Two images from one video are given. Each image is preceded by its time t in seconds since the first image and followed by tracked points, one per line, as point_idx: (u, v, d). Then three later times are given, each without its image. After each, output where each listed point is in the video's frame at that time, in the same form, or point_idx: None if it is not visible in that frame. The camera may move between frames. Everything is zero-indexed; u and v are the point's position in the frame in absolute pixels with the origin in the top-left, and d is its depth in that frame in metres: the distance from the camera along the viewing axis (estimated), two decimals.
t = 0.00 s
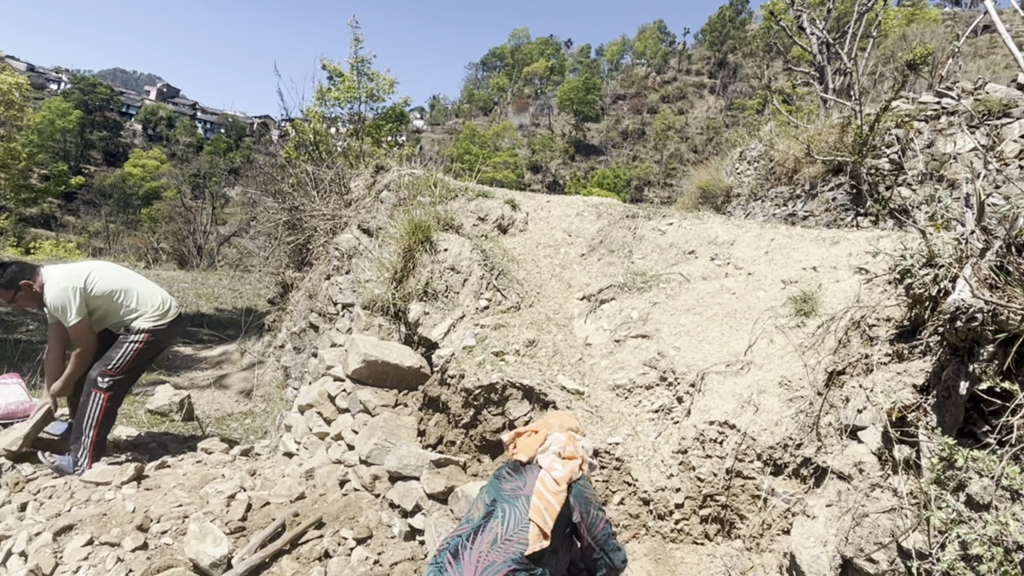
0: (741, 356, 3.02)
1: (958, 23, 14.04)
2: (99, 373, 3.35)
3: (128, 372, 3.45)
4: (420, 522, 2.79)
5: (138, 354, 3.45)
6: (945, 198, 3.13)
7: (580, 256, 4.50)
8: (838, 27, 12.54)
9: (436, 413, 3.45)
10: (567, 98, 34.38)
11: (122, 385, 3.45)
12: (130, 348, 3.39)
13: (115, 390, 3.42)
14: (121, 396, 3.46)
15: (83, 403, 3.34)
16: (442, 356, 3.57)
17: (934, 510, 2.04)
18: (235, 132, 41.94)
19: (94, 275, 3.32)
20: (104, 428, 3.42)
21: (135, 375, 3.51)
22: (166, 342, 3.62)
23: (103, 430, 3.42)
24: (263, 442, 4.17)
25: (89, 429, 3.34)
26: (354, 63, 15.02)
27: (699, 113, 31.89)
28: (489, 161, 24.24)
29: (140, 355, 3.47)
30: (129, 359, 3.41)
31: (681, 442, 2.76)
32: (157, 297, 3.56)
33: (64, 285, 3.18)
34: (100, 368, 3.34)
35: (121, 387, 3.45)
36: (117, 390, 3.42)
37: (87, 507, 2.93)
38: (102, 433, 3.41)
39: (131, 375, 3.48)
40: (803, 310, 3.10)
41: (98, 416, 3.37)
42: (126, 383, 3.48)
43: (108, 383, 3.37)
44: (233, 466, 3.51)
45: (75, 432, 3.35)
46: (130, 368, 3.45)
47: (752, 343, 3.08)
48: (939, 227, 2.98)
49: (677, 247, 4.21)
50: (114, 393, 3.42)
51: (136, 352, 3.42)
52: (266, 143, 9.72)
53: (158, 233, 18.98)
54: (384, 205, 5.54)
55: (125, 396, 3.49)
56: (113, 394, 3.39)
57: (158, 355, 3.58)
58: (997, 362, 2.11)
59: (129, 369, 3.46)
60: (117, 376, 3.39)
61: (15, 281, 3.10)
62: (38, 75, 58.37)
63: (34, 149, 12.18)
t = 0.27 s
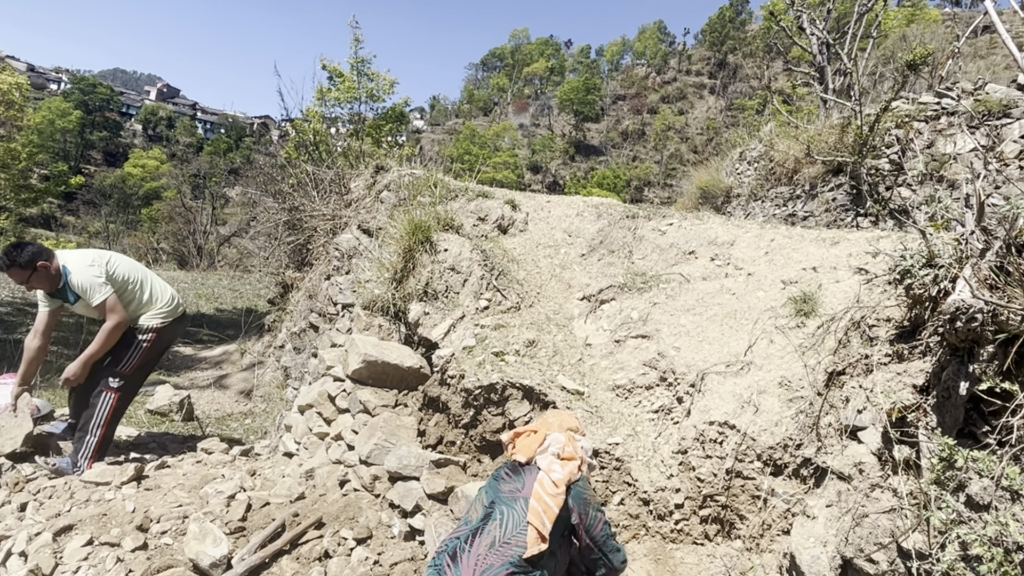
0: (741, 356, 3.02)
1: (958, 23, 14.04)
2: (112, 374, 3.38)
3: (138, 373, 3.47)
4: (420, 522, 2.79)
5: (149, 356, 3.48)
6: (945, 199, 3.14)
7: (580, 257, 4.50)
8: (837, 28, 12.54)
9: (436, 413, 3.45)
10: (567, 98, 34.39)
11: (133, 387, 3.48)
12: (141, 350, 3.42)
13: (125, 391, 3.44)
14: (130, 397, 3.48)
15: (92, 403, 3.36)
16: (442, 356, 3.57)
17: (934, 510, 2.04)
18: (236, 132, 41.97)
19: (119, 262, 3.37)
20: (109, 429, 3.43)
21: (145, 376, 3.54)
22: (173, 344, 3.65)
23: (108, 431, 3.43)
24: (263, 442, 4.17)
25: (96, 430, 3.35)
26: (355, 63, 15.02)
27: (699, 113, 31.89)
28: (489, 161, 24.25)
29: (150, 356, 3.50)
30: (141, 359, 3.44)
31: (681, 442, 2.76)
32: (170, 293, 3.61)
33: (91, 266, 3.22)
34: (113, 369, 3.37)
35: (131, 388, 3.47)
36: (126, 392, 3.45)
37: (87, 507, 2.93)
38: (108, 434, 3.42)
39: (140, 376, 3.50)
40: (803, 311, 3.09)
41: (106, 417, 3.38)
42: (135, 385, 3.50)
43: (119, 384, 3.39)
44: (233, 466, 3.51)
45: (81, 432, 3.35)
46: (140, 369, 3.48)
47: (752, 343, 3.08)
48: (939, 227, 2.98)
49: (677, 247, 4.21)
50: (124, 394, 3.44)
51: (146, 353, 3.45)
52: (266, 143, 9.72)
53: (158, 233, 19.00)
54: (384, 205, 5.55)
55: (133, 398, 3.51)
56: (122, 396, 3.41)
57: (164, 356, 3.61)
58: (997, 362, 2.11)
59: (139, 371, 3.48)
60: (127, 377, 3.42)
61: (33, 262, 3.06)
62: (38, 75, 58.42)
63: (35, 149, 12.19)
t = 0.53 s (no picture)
0: (741, 355, 3.02)
1: (958, 22, 14.02)
2: (105, 378, 3.42)
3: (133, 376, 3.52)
4: (420, 521, 2.79)
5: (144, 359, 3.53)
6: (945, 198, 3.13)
7: (580, 256, 4.50)
8: (838, 27, 12.52)
9: (436, 413, 3.45)
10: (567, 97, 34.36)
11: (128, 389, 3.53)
12: (135, 353, 3.46)
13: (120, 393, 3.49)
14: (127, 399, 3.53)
15: (88, 407, 3.42)
16: (442, 356, 3.57)
17: (934, 510, 2.04)
18: (235, 132, 41.95)
19: (133, 267, 3.40)
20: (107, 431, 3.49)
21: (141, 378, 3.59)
22: (169, 348, 3.69)
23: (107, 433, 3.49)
24: (263, 442, 4.17)
25: (93, 432, 3.41)
26: (354, 63, 14.99)
27: (699, 112, 31.86)
28: (489, 160, 24.23)
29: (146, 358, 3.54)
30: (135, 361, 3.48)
31: (681, 442, 2.76)
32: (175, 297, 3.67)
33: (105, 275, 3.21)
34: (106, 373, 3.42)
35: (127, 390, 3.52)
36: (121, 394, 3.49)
37: (87, 506, 2.93)
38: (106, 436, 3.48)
39: (135, 379, 3.55)
40: (803, 310, 3.09)
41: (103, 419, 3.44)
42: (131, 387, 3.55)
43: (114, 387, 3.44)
44: (233, 466, 3.50)
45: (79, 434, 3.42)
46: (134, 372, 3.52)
47: (752, 342, 3.07)
48: (939, 227, 2.98)
49: (677, 247, 4.20)
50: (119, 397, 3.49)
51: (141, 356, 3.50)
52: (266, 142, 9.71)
53: (158, 233, 18.99)
54: (384, 205, 5.54)
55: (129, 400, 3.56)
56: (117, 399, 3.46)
57: (161, 359, 3.66)
58: (997, 361, 2.11)
59: (134, 374, 3.53)
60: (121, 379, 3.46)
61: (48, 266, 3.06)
62: (38, 74, 58.38)
63: (34, 148, 12.18)
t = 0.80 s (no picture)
0: (741, 356, 3.02)
1: (958, 22, 14.02)
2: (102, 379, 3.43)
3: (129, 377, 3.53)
4: (420, 522, 2.79)
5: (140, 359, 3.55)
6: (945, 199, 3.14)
7: (580, 256, 4.50)
8: (837, 28, 12.53)
9: (436, 413, 3.45)
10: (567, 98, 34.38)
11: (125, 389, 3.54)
12: (131, 354, 3.48)
13: (117, 394, 3.50)
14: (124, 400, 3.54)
15: (84, 406, 3.42)
16: (442, 356, 3.57)
17: (934, 510, 2.04)
18: (235, 132, 41.98)
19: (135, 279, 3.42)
20: (104, 431, 3.48)
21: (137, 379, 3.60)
22: (164, 348, 3.72)
23: (105, 434, 3.49)
24: (263, 442, 4.17)
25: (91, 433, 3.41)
26: (354, 63, 14.98)
27: (699, 113, 31.88)
28: (489, 161, 24.24)
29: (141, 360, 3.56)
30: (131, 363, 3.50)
31: (681, 442, 2.76)
32: (176, 300, 3.70)
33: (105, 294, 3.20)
34: (102, 374, 3.42)
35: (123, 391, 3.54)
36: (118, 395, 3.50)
37: (87, 507, 2.93)
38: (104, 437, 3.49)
39: (131, 379, 3.57)
40: (803, 310, 3.09)
41: (100, 420, 3.44)
42: (127, 388, 3.56)
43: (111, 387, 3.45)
44: (233, 466, 3.50)
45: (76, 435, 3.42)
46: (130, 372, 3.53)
47: (752, 343, 3.08)
48: (939, 227, 2.98)
49: (677, 247, 4.21)
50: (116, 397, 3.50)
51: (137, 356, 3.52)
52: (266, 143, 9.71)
53: (158, 233, 19.00)
54: (384, 205, 5.54)
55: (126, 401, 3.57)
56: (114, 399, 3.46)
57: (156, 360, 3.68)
58: (997, 362, 2.11)
59: (130, 374, 3.54)
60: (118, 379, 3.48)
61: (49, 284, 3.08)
62: (38, 75, 58.42)
63: (35, 149, 12.19)
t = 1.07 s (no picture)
0: (741, 356, 3.02)
1: (958, 23, 14.02)
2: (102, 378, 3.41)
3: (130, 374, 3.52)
4: (420, 522, 2.79)
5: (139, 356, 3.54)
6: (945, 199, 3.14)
7: (580, 257, 4.50)
8: (837, 28, 12.54)
9: (436, 414, 3.45)
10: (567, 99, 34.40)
11: (126, 387, 3.53)
12: (130, 352, 3.46)
13: (119, 392, 3.49)
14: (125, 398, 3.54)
15: (87, 405, 3.43)
16: (442, 357, 3.58)
17: (934, 511, 2.04)
18: (235, 133, 42.02)
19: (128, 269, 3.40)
20: (107, 430, 3.49)
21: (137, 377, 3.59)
22: (161, 343, 3.70)
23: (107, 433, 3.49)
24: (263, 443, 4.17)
25: (94, 432, 3.41)
26: (355, 63, 14.98)
27: (699, 113, 31.89)
28: (489, 161, 24.26)
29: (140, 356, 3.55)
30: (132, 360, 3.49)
31: (681, 443, 2.76)
32: (168, 291, 3.68)
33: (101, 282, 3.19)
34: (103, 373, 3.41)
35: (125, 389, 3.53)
36: (120, 393, 3.50)
37: (87, 507, 2.93)
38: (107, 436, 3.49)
39: (132, 377, 3.56)
40: (803, 311, 3.09)
41: (102, 418, 3.44)
42: (128, 386, 3.55)
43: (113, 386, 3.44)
44: (233, 466, 3.50)
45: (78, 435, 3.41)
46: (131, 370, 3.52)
47: (752, 343, 3.08)
48: (938, 227, 2.98)
49: (677, 248, 4.21)
50: (119, 395, 3.50)
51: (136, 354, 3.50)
52: (266, 143, 9.71)
53: (158, 234, 19.00)
54: (384, 205, 5.55)
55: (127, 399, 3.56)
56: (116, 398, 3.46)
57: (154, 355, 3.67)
58: (997, 362, 2.11)
59: (130, 371, 3.53)
60: (119, 378, 3.46)
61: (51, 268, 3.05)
62: (38, 75, 58.45)
63: (35, 149, 12.19)
